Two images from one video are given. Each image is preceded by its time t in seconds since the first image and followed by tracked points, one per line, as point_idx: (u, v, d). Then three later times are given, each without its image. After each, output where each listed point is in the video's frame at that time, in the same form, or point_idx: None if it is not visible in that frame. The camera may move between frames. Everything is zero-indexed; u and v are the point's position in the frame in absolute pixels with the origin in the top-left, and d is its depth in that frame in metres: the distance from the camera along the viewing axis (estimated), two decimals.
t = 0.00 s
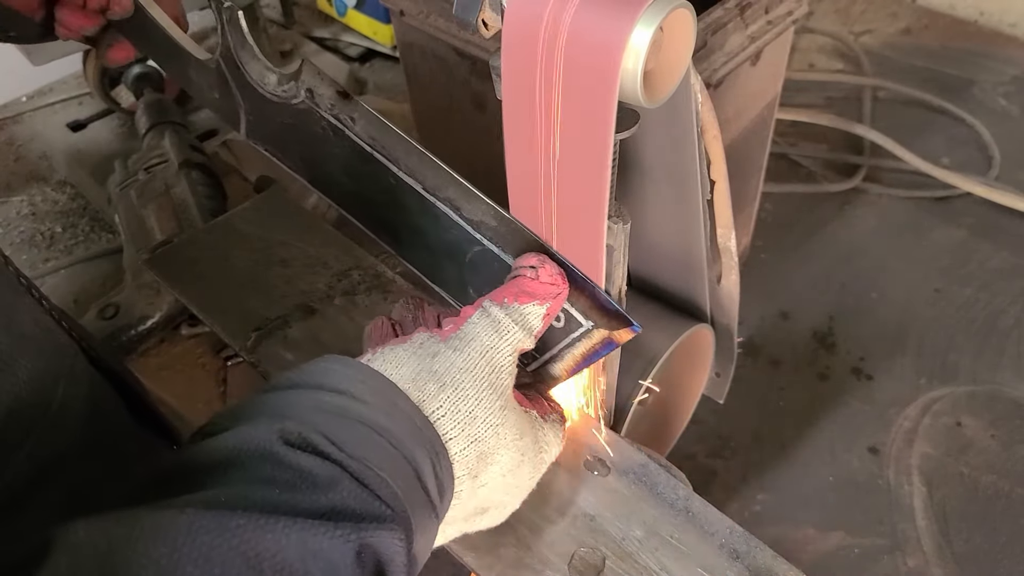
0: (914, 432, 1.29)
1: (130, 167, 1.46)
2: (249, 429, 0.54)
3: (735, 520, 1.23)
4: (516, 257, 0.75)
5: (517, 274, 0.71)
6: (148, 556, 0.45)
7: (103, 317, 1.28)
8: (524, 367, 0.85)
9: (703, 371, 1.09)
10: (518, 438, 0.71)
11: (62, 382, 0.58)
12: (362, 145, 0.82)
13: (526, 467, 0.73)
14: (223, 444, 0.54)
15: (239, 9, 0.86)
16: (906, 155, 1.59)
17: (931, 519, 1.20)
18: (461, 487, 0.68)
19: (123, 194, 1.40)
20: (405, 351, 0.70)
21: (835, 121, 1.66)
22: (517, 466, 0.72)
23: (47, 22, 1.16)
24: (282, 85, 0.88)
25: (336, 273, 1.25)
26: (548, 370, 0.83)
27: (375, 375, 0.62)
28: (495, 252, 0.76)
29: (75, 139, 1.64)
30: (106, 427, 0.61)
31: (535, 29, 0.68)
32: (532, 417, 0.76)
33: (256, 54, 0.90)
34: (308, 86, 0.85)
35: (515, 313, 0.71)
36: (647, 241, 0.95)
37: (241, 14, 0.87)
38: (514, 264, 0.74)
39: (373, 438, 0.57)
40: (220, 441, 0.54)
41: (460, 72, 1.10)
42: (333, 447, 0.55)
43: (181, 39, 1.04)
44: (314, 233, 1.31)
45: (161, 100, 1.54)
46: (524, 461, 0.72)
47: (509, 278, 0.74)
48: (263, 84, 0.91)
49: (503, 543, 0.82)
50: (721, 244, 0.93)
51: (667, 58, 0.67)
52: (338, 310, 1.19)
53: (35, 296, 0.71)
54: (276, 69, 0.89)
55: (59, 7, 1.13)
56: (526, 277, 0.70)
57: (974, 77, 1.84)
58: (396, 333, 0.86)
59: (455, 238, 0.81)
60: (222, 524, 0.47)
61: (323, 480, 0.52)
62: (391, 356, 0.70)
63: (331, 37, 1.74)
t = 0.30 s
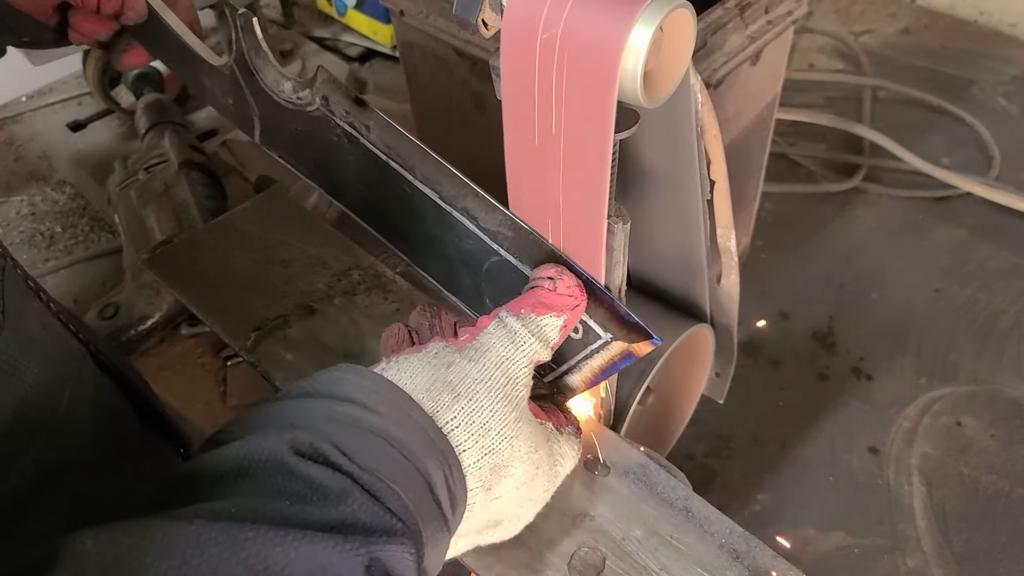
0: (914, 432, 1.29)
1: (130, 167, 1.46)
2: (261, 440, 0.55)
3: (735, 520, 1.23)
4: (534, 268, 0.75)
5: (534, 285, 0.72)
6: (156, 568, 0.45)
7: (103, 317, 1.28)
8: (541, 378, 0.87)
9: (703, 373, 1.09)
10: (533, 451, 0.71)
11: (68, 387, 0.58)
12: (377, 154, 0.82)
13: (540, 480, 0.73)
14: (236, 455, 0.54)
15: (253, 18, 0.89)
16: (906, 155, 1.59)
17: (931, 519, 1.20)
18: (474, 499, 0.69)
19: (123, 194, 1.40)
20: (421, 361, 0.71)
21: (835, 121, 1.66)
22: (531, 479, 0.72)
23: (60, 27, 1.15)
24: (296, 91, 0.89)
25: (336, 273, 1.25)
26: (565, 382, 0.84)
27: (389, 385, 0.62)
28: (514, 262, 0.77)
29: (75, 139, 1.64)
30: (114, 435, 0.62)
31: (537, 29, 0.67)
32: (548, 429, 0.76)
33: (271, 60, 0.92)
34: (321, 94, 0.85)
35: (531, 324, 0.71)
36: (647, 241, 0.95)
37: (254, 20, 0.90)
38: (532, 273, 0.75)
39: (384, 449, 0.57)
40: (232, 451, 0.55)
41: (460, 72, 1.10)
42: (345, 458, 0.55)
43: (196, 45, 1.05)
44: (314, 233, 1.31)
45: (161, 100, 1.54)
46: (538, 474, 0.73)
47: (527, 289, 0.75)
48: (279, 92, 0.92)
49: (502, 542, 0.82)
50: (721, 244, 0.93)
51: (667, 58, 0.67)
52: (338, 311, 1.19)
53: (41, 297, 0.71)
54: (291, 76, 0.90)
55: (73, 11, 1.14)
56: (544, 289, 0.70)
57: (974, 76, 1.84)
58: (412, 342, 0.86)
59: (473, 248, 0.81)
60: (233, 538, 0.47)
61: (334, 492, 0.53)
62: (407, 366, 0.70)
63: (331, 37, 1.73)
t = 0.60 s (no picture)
0: (914, 432, 1.29)
1: (130, 167, 1.46)
2: (270, 447, 0.54)
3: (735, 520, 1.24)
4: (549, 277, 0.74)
5: (550, 294, 0.71)
6: None
7: (102, 317, 1.28)
8: (554, 389, 0.87)
9: (703, 374, 1.08)
10: (545, 460, 0.70)
11: (76, 389, 0.60)
12: (389, 160, 0.84)
13: (552, 491, 0.72)
14: (244, 462, 0.54)
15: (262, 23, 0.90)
16: (906, 155, 1.59)
17: (931, 519, 1.20)
18: (486, 509, 0.68)
19: (123, 194, 1.40)
20: (432, 369, 0.70)
21: (835, 121, 1.66)
22: (544, 490, 0.71)
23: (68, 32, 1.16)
24: (308, 98, 0.91)
25: (336, 273, 1.25)
26: (578, 393, 0.84)
27: (401, 394, 0.62)
28: (528, 272, 0.77)
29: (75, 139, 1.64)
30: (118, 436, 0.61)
31: (539, 29, 0.67)
32: (561, 439, 0.75)
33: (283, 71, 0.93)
34: (333, 102, 0.87)
35: (545, 333, 0.70)
36: (648, 243, 0.95)
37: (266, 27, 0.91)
38: (547, 283, 0.73)
39: (396, 458, 0.57)
40: (242, 458, 0.54)
41: (460, 72, 1.10)
42: (356, 468, 0.55)
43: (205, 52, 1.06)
44: (314, 234, 1.31)
45: (161, 101, 1.54)
46: (550, 485, 0.72)
47: (541, 297, 0.74)
48: (290, 99, 0.94)
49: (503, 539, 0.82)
50: (721, 244, 0.93)
51: (667, 58, 0.67)
52: (338, 311, 1.19)
53: (48, 296, 0.71)
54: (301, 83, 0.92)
55: (81, 17, 1.14)
56: (559, 298, 0.70)
57: (974, 76, 1.84)
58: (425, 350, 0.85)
59: (487, 257, 0.81)
60: (242, 549, 0.47)
61: (344, 501, 0.52)
62: (420, 374, 0.69)
63: (331, 37, 1.73)
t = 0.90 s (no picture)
0: (913, 432, 1.29)
1: (130, 167, 1.45)
2: (281, 458, 0.54)
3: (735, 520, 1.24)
4: (562, 284, 0.80)
5: (563, 304, 0.75)
6: None
7: (102, 317, 1.27)
8: (568, 398, 0.91)
9: (703, 374, 1.07)
10: (557, 472, 0.71)
11: (84, 392, 0.62)
12: (402, 169, 0.87)
13: (566, 503, 0.74)
14: (255, 473, 0.53)
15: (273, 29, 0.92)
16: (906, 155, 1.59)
17: (931, 519, 1.20)
18: (498, 521, 0.68)
19: (123, 194, 1.40)
20: (445, 377, 0.71)
21: (835, 121, 1.66)
22: (556, 501, 0.72)
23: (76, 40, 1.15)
24: (318, 105, 0.93)
25: (336, 273, 1.25)
26: (590, 402, 0.90)
27: (412, 404, 0.63)
28: (542, 280, 0.82)
29: (75, 139, 1.64)
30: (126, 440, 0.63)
31: (537, 30, 0.67)
32: (574, 449, 0.76)
33: (294, 81, 0.95)
34: (343, 111, 0.90)
35: (559, 342, 0.74)
36: (648, 244, 0.95)
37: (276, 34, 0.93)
38: (561, 290, 0.79)
39: (407, 468, 0.56)
40: (253, 468, 0.54)
41: (459, 71, 1.10)
42: (367, 478, 0.54)
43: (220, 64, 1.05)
44: (314, 233, 1.31)
45: (161, 101, 1.55)
46: (563, 496, 0.73)
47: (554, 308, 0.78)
48: (300, 107, 0.95)
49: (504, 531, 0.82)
50: (721, 244, 0.93)
51: (667, 58, 0.67)
52: (338, 311, 1.19)
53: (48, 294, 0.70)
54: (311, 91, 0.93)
55: (88, 24, 1.14)
56: (573, 307, 0.73)
57: (975, 76, 1.84)
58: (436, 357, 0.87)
59: (499, 267, 0.85)
60: (249, 557, 0.47)
61: (355, 512, 0.52)
62: (432, 383, 0.69)
63: (331, 37, 1.73)
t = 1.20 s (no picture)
0: (913, 431, 1.29)
1: (130, 167, 1.45)
2: (294, 468, 0.54)
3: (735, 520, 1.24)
4: (578, 295, 0.78)
5: (580, 314, 0.74)
6: None
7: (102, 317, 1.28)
8: (583, 410, 0.90)
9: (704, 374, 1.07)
10: (572, 484, 0.71)
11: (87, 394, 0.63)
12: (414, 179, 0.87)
13: (581, 514, 0.72)
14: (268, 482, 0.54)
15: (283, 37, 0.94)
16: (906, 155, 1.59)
17: (931, 519, 1.20)
18: (512, 532, 0.69)
19: (123, 194, 1.40)
20: (458, 387, 0.70)
21: (835, 121, 1.66)
22: (571, 513, 0.71)
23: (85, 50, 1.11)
24: (329, 113, 0.94)
25: (336, 273, 1.25)
26: (607, 412, 0.88)
27: (426, 414, 0.61)
28: (557, 290, 0.80)
29: (75, 139, 1.64)
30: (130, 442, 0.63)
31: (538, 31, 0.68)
32: (589, 460, 0.76)
33: (303, 87, 0.95)
34: (354, 119, 0.91)
35: (575, 352, 0.73)
36: (648, 243, 0.95)
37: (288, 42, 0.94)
38: (577, 301, 0.77)
39: (420, 479, 0.56)
40: (267, 478, 0.54)
41: (459, 71, 1.10)
42: (379, 488, 0.54)
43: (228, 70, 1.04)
44: (314, 233, 1.31)
45: (161, 101, 1.55)
46: (578, 507, 0.72)
47: (571, 316, 0.77)
48: (311, 116, 0.96)
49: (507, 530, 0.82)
50: (721, 244, 0.93)
51: (666, 58, 0.67)
52: (338, 311, 1.19)
53: (51, 299, 0.70)
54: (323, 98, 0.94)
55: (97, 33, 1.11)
56: (590, 318, 0.72)
57: (974, 76, 1.84)
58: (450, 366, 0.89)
59: (514, 276, 0.84)
60: (257, 567, 0.46)
61: (366, 523, 0.52)
62: (446, 393, 0.69)
63: (331, 37, 1.73)
